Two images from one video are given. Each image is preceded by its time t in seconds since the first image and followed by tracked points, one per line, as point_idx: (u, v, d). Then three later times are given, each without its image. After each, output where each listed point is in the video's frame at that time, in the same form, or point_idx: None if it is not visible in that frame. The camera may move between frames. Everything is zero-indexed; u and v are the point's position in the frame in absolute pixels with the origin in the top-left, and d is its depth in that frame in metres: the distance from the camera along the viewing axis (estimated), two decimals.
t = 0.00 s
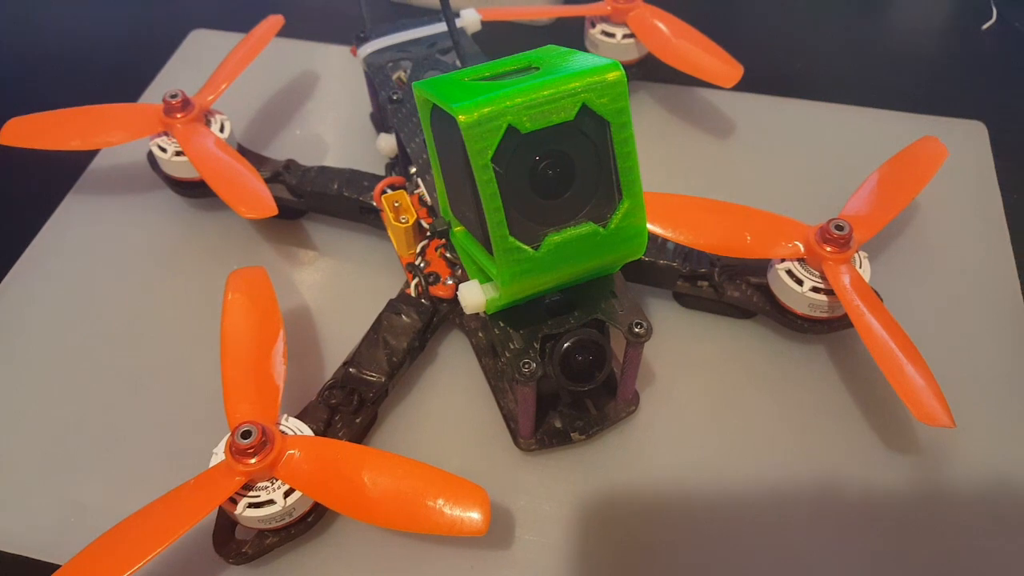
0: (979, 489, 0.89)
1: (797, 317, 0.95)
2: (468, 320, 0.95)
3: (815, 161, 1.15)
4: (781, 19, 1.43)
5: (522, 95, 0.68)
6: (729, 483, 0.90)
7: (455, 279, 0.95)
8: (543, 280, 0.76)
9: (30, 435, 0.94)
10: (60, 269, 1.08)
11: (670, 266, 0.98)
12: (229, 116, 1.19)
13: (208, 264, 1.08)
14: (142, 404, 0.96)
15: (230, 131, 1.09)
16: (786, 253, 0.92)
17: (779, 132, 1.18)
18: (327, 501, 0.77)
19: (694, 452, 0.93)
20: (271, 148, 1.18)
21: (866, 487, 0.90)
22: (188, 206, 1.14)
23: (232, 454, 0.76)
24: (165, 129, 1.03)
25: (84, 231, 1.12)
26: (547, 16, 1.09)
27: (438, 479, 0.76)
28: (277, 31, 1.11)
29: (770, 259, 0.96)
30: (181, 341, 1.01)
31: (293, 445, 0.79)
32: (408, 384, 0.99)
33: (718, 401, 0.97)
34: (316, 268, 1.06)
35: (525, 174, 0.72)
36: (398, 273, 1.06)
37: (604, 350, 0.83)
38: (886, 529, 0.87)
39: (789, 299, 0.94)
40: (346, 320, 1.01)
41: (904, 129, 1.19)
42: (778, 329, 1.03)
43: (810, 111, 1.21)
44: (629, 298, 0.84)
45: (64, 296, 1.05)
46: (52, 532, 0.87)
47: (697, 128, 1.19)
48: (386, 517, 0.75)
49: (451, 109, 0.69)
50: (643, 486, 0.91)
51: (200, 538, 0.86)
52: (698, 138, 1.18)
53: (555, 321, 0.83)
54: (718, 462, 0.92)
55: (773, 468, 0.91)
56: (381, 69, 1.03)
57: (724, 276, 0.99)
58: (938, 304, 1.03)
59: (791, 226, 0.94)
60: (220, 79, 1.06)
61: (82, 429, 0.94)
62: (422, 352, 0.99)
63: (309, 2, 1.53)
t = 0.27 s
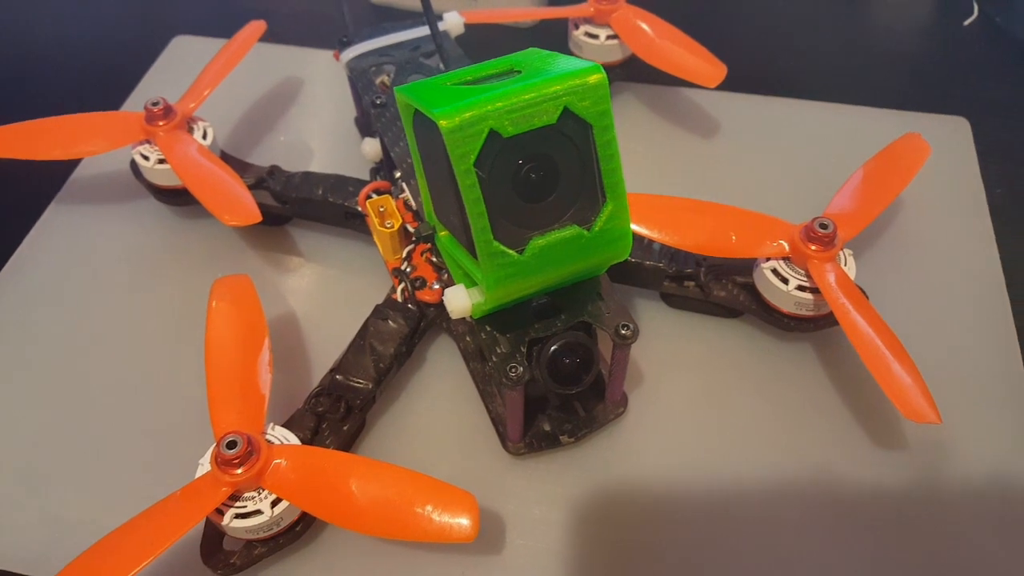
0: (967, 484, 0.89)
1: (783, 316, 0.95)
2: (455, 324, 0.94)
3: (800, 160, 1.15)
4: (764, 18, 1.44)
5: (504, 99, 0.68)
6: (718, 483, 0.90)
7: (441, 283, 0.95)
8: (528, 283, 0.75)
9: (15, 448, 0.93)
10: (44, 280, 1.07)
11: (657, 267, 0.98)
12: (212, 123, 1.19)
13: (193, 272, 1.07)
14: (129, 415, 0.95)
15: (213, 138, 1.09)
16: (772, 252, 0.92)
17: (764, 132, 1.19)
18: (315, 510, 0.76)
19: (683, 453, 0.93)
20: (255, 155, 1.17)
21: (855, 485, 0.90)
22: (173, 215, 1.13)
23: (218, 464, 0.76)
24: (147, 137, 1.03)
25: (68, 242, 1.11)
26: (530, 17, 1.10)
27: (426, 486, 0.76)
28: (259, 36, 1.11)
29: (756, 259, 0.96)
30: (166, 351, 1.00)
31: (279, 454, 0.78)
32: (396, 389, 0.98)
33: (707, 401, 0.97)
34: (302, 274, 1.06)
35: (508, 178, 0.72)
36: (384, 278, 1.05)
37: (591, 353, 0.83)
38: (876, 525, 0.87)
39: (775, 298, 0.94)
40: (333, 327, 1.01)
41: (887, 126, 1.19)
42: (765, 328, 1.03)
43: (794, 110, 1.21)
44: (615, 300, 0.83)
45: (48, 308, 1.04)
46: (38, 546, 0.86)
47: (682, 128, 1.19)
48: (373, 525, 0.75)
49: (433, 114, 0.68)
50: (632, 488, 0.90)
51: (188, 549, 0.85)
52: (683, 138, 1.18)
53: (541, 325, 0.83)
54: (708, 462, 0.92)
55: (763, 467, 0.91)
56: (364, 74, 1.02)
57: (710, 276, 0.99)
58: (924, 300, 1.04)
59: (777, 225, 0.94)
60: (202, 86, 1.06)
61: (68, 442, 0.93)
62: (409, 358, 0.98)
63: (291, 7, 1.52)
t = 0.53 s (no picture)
0: (956, 480, 0.89)
1: (773, 315, 0.95)
2: (445, 327, 0.94)
3: (788, 159, 1.16)
4: (751, 18, 1.44)
5: (490, 102, 0.68)
6: (710, 483, 0.90)
7: (431, 287, 0.94)
8: (517, 286, 0.75)
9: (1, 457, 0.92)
10: (30, 287, 1.06)
11: (646, 268, 0.98)
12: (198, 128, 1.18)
13: (181, 277, 1.06)
14: (116, 422, 0.94)
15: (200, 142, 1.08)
16: (760, 252, 0.93)
17: (752, 131, 1.19)
18: (305, 516, 0.76)
19: (675, 453, 0.93)
20: (243, 159, 1.16)
21: (845, 482, 0.90)
22: (160, 220, 1.12)
23: (207, 471, 0.76)
24: (133, 142, 1.02)
25: (54, 248, 1.10)
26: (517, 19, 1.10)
27: (417, 490, 0.76)
28: (245, 40, 1.10)
29: (745, 258, 0.96)
30: (154, 357, 0.99)
31: (268, 460, 0.78)
32: (387, 393, 0.98)
33: (698, 400, 0.97)
34: (290, 278, 1.05)
35: (496, 181, 0.72)
36: (373, 282, 1.05)
37: (581, 354, 0.83)
38: (867, 523, 0.87)
39: (764, 297, 0.94)
40: (322, 331, 1.00)
41: (874, 124, 1.20)
42: (755, 327, 1.03)
43: (782, 109, 1.22)
44: (604, 301, 0.84)
45: (34, 315, 1.04)
46: (25, 556, 0.85)
47: (670, 129, 1.20)
48: (364, 530, 0.75)
49: (418, 118, 0.68)
50: (624, 488, 0.90)
51: (178, 557, 0.85)
52: (671, 138, 1.19)
53: (531, 327, 0.83)
54: (699, 462, 0.92)
55: (754, 466, 0.91)
56: (351, 77, 1.02)
57: (699, 276, 0.99)
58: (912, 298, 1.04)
59: (765, 224, 0.94)
60: (188, 90, 1.05)
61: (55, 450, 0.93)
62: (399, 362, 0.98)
63: (278, 11, 1.52)
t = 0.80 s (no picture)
0: (943, 477, 0.90)
1: (761, 314, 0.95)
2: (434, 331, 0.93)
3: (775, 158, 1.16)
4: (737, 18, 1.44)
5: (474, 105, 0.68)
6: (700, 483, 0.90)
7: (419, 290, 0.93)
8: (504, 289, 0.75)
9: None
10: (14, 295, 1.05)
11: (634, 269, 0.98)
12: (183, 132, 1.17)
13: (167, 283, 1.06)
14: (103, 431, 0.94)
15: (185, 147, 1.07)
16: (747, 251, 0.93)
17: (739, 130, 1.19)
18: (294, 523, 0.75)
19: (665, 454, 0.93)
20: (229, 164, 1.16)
21: (833, 480, 0.90)
22: (145, 226, 1.12)
23: (194, 480, 0.75)
24: (117, 148, 1.01)
25: (38, 256, 1.09)
26: (502, 20, 1.09)
27: (406, 496, 0.75)
28: (230, 43, 1.09)
29: (732, 258, 0.96)
30: (141, 364, 0.99)
31: (256, 467, 0.77)
32: (376, 398, 0.98)
33: (687, 401, 0.97)
34: (277, 283, 1.05)
35: (481, 184, 0.71)
36: (361, 285, 1.05)
37: (569, 356, 0.83)
38: (857, 521, 0.87)
39: (751, 297, 0.95)
40: (310, 336, 1.00)
41: (859, 122, 1.20)
42: (743, 327, 1.03)
43: (768, 108, 1.22)
44: (592, 303, 0.83)
45: (18, 323, 1.03)
46: (11, 567, 0.84)
47: (657, 129, 1.20)
48: (353, 537, 0.74)
49: (402, 122, 0.68)
50: (614, 490, 0.90)
51: (167, 566, 0.84)
52: (658, 138, 1.19)
53: (519, 330, 0.83)
54: (690, 463, 0.92)
55: (744, 465, 0.91)
56: (336, 80, 1.02)
57: (687, 276, 0.99)
58: (899, 295, 1.04)
59: (752, 224, 0.95)
60: (172, 95, 1.04)
61: (41, 460, 0.92)
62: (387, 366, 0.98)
63: (263, 14, 1.51)
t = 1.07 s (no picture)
0: (932, 474, 0.90)
1: (750, 313, 0.96)
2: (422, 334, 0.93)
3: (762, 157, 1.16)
4: (724, 17, 1.45)
5: (459, 108, 0.68)
6: (691, 483, 0.91)
7: (408, 293, 0.94)
8: (492, 292, 0.75)
9: None
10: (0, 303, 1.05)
11: (623, 270, 0.98)
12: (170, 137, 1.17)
13: (155, 289, 1.05)
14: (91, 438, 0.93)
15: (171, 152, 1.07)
16: (736, 251, 0.93)
17: (726, 130, 1.19)
18: (284, 530, 0.75)
19: (656, 454, 0.93)
20: (216, 168, 1.15)
21: (824, 478, 0.90)
22: (133, 232, 1.11)
23: (183, 487, 0.75)
24: (103, 154, 1.00)
25: (25, 263, 1.09)
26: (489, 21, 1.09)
27: (396, 500, 0.75)
28: (216, 47, 1.09)
29: (721, 257, 0.96)
30: (129, 371, 0.98)
31: (245, 473, 0.77)
32: (366, 402, 0.97)
33: (678, 400, 0.97)
34: (266, 287, 1.05)
35: (468, 188, 0.71)
36: (350, 289, 1.04)
37: (559, 358, 0.83)
38: (848, 519, 0.88)
39: (739, 296, 0.95)
40: (299, 340, 1.00)
41: (846, 121, 1.20)
42: (732, 326, 1.03)
43: (756, 107, 1.22)
44: (581, 304, 0.83)
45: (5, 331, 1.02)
46: None
47: (645, 129, 1.20)
48: (344, 542, 0.74)
49: (388, 125, 0.67)
50: (605, 491, 0.90)
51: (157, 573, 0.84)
52: (646, 139, 1.19)
53: (509, 332, 0.83)
54: (681, 463, 0.92)
55: (735, 464, 0.91)
56: (322, 84, 1.02)
57: (677, 276, 0.99)
58: (887, 293, 1.05)
59: (740, 224, 0.95)
60: (158, 100, 1.04)
61: (29, 468, 0.91)
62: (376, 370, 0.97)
63: (250, 17, 1.50)
